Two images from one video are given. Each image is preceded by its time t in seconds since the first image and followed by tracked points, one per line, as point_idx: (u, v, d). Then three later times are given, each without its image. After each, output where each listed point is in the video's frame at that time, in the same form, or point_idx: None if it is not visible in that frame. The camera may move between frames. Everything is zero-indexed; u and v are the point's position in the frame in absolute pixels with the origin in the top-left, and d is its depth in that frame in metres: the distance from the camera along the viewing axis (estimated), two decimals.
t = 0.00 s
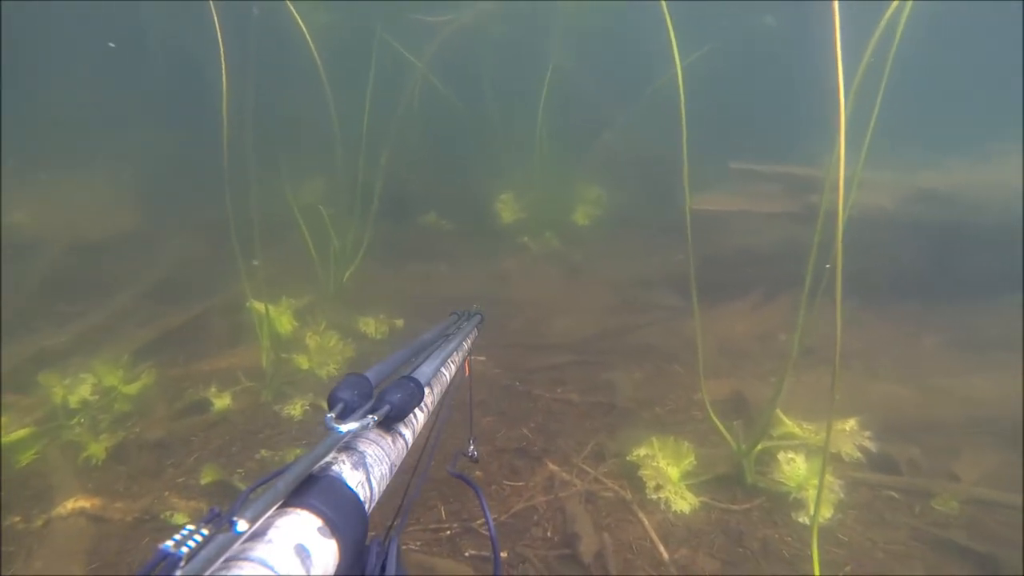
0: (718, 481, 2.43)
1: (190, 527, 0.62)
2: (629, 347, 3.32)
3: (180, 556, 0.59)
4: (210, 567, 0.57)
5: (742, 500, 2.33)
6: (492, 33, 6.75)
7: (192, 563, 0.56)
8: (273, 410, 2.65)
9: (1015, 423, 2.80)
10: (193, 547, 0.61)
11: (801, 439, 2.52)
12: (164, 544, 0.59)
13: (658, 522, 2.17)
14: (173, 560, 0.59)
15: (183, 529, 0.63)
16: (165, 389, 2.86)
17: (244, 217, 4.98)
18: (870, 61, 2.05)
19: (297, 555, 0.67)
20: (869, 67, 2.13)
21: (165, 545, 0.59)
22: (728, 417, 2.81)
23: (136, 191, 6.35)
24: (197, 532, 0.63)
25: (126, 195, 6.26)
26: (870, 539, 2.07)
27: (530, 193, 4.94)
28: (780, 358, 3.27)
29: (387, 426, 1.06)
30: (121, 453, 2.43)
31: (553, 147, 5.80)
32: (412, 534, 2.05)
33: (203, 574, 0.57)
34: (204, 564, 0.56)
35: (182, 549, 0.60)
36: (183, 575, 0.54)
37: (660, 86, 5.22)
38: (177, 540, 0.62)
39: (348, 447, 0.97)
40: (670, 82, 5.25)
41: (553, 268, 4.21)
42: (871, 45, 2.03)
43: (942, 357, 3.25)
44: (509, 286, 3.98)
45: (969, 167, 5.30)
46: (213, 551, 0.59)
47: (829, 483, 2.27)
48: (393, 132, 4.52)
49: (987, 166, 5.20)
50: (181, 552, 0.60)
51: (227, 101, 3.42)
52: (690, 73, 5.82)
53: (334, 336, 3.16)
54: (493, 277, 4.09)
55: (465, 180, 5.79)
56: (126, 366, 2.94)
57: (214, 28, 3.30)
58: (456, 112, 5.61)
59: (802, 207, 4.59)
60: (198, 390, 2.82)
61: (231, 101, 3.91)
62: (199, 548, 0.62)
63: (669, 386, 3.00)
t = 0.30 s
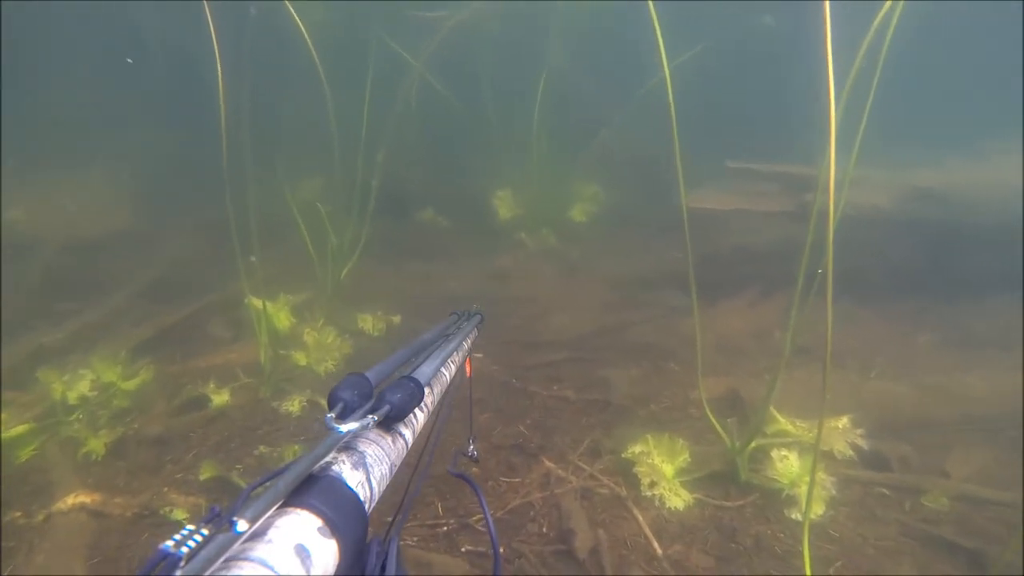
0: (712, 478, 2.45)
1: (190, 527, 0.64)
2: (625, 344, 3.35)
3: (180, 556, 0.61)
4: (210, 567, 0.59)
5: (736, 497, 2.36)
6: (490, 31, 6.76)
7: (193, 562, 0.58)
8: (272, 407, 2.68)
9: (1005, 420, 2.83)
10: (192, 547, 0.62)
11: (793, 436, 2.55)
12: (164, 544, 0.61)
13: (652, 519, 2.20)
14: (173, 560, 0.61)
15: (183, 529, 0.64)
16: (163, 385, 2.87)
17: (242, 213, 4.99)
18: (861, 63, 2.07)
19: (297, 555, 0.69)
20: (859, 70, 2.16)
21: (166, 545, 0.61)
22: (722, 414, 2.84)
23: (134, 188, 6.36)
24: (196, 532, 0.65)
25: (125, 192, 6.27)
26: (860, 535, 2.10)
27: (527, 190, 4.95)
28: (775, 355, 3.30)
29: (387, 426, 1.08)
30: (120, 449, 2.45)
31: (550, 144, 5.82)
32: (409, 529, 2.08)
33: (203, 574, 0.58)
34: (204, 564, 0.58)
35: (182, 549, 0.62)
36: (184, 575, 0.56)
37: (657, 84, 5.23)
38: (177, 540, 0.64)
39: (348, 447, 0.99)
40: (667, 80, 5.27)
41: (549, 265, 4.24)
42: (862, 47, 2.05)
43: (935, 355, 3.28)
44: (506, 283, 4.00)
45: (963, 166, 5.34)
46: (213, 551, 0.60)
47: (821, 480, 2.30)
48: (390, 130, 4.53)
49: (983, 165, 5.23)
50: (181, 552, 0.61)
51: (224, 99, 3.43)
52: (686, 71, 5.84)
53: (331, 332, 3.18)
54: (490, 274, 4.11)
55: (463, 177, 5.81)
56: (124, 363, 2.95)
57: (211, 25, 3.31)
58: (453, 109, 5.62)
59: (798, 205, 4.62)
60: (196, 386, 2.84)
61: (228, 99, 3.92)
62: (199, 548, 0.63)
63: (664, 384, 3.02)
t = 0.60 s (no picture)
0: (708, 471, 2.48)
1: (190, 528, 0.65)
2: (622, 339, 3.38)
3: (179, 556, 0.62)
4: (211, 566, 0.60)
5: (731, 490, 2.39)
6: (488, 27, 6.77)
7: (193, 562, 0.59)
8: (272, 402, 2.70)
9: (998, 414, 2.85)
10: (192, 547, 0.64)
11: (789, 430, 2.58)
12: (163, 545, 0.62)
13: (649, 512, 2.23)
14: (172, 560, 0.62)
15: (183, 530, 0.66)
16: (163, 380, 2.89)
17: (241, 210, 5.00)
18: (854, 60, 2.09)
19: (297, 555, 0.70)
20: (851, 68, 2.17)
21: (165, 545, 0.62)
22: (718, 408, 2.87)
23: (132, 184, 6.37)
24: (197, 532, 0.66)
25: (123, 189, 6.28)
26: (854, 527, 2.13)
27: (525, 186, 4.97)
28: (771, 350, 3.33)
29: (387, 426, 1.11)
30: (122, 444, 2.47)
31: (548, 140, 5.84)
32: (409, 523, 2.10)
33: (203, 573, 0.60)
34: (204, 563, 0.59)
35: (181, 549, 0.63)
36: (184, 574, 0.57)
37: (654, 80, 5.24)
38: (178, 540, 0.65)
39: (348, 446, 1.01)
40: (664, 77, 5.28)
41: (548, 261, 4.26)
42: (855, 45, 2.07)
43: (930, 349, 3.31)
44: (504, 279, 4.02)
45: (959, 162, 5.36)
46: (214, 550, 0.61)
47: (815, 473, 2.33)
48: (388, 126, 4.54)
49: (978, 161, 5.27)
50: (181, 552, 0.62)
51: (223, 96, 3.44)
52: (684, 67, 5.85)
53: (331, 327, 3.19)
54: (489, 270, 4.13)
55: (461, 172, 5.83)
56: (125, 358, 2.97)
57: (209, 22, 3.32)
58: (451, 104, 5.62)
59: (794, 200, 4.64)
60: (197, 381, 2.87)
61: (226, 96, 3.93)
62: (198, 548, 0.65)
63: (661, 378, 3.05)
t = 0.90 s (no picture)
0: (706, 462, 2.51)
1: (190, 528, 0.66)
2: (621, 331, 3.40)
3: (179, 555, 0.64)
4: (211, 566, 0.62)
5: (729, 480, 2.42)
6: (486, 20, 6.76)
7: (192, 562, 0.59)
8: (273, 396, 2.73)
9: (995, 404, 2.88)
10: (192, 547, 0.65)
11: (786, 421, 2.60)
12: (164, 544, 0.64)
13: (648, 502, 2.26)
14: (173, 559, 0.63)
15: (183, 529, 0.67)
16: (166, 374, 2.92)
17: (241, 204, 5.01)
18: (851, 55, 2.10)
19: (297, 555, 0.72)
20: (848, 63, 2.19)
21: (165, 545, 0.64)
22: (716, 400, 2.89)
23: (132, 179, 6.38)
24: (197, 532, 0.68)
25: (121, 184, 6.29)
26: (849, 516, 2.16)
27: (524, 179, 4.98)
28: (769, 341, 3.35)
29: (387, 426, 1.13)
30: (126, 438, 2.50)
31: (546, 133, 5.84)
32: (410, 515, 2.13)
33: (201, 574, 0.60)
34: (204, 563, 0.60)
35: (181, 549, 0.65)
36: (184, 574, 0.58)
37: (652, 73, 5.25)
38: (177, 540, 0.67)
39: (349, 447, 1.03)
40: (662, 71, 5.29)
41: (547, 254, 4.27)
42: (851, 41, 2.08)
43: (926, 339, 3.34)
44: (504, 272, 4.04)
45: (958, 154, 5.37)
46: (213, 551, 0.63)
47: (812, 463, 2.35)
48: (386, 120, 4.55)
49: (975, 152, 5.29)
50: (181, 552, 0.64)
51: (221, 91, 3.44)
52: (681, 60, 5.85)
53: (331, 321, 3.21)
54: (488, 263, 4.15)
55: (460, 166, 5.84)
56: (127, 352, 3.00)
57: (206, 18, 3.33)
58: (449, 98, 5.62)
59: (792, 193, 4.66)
60: (199, 375, 2.90)
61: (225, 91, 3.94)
62: (198, 548, 0.66)
63: (661, 370, 3.07)
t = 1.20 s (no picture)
0: (705, 452, 2.54)
1: (190, 528, 0.68)
2: (619, 323, 3.43)
3: (180, 556, 0.65)
4: (211, 566, 0.63)
5: (726, 470, 2.45)
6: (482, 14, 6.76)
7: (193, 563, 0.60)
8: (274, 389, 2.76)
9: (990, 392, 2.90)
10: (192, 547, 0.67)
11: (782, 411, 2.63)
12: (164, 544, 0.65)
13: (647, 491, 2.28)
14: (174, 559, 0.65)
15: (183, 530, 0.68)
16: (167, 369, 2.94)
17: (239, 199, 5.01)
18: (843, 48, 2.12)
19: (297, 555, 0.73)
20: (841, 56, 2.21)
21: (166, 545, 0.65)
22: (714, 390, 2.92)
23: (130, 176, 6.39)
24: (196, 532, 0.69)
25: (120, 181, 6.29)
26: (844, 504, 2.19)
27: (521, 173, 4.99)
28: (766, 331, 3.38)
29: (387, 426, 1.15)
30: (129, 432, 2.52)
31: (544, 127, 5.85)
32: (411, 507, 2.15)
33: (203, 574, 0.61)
34: (204, 563, 0.61)
35: (181, 549, 0.66)
36: (185, 573, 0.60)
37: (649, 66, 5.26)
38: (178, 540, 0.68)
39: (349, 447, 1.05)
40: (658, 65, 5.30)
41: (545, 247, 4.29)
42: (844, 34, 2.10)
43: (922, 329, 3.36)
44: (502, 265, 4.06)
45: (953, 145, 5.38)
46: (212, 551, 0.64)
47: (808, 452, 2.38)
48: (383, 114, 4.55)
49: (971, 144, 5.32)
50: (181, 552, 0.65)
51: (219, 87, 3.45)
52: (678, 53, 5.86)
53: (331, 315, 3.24)
54: (487, 257, 4.16)
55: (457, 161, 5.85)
56: (128, 347, 3.01)
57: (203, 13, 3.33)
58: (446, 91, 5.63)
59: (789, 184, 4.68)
60: (201, 370, 2.92)
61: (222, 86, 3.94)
62: (198, 548, 0.68)
63: (659, 362, 3.10)
